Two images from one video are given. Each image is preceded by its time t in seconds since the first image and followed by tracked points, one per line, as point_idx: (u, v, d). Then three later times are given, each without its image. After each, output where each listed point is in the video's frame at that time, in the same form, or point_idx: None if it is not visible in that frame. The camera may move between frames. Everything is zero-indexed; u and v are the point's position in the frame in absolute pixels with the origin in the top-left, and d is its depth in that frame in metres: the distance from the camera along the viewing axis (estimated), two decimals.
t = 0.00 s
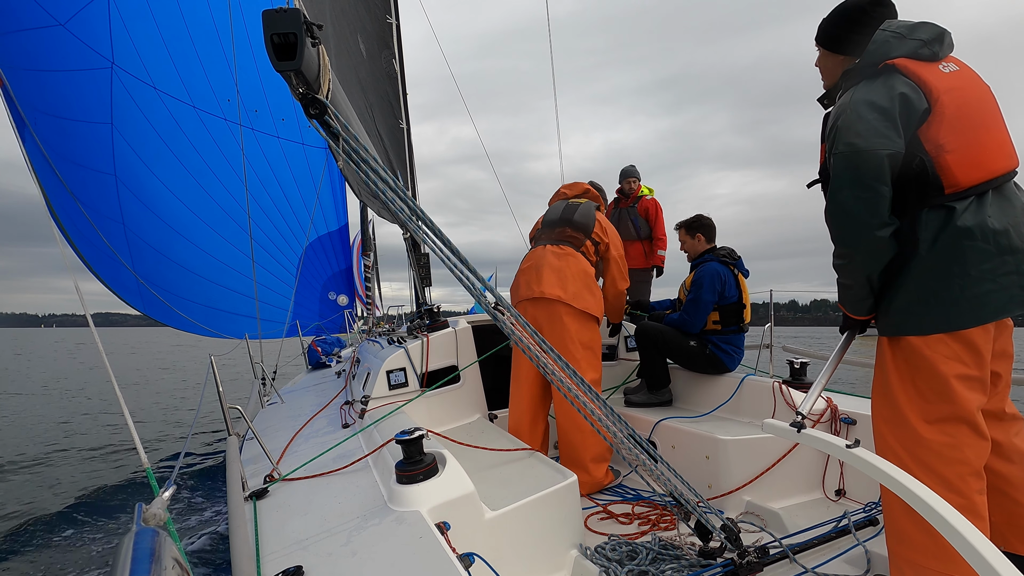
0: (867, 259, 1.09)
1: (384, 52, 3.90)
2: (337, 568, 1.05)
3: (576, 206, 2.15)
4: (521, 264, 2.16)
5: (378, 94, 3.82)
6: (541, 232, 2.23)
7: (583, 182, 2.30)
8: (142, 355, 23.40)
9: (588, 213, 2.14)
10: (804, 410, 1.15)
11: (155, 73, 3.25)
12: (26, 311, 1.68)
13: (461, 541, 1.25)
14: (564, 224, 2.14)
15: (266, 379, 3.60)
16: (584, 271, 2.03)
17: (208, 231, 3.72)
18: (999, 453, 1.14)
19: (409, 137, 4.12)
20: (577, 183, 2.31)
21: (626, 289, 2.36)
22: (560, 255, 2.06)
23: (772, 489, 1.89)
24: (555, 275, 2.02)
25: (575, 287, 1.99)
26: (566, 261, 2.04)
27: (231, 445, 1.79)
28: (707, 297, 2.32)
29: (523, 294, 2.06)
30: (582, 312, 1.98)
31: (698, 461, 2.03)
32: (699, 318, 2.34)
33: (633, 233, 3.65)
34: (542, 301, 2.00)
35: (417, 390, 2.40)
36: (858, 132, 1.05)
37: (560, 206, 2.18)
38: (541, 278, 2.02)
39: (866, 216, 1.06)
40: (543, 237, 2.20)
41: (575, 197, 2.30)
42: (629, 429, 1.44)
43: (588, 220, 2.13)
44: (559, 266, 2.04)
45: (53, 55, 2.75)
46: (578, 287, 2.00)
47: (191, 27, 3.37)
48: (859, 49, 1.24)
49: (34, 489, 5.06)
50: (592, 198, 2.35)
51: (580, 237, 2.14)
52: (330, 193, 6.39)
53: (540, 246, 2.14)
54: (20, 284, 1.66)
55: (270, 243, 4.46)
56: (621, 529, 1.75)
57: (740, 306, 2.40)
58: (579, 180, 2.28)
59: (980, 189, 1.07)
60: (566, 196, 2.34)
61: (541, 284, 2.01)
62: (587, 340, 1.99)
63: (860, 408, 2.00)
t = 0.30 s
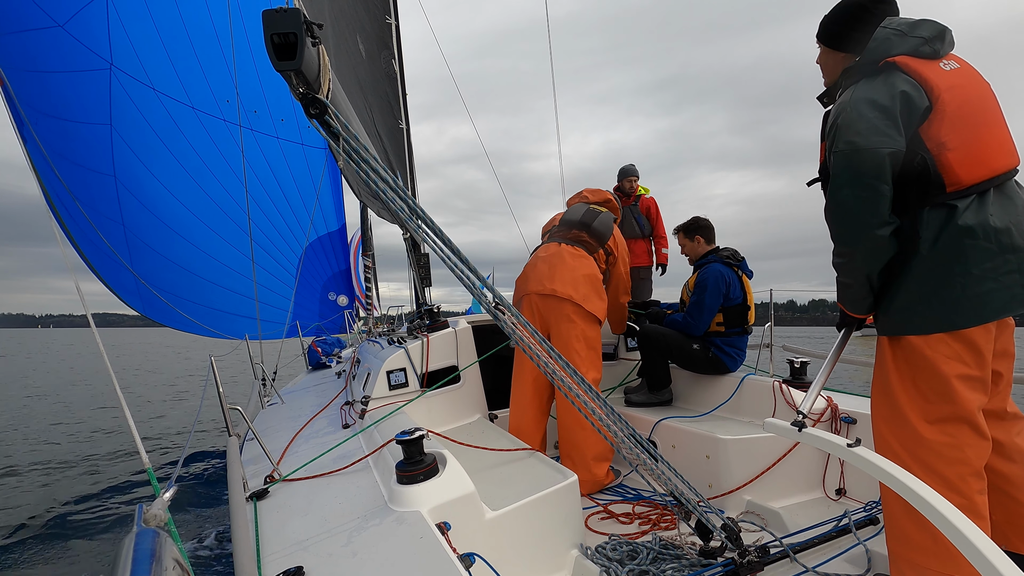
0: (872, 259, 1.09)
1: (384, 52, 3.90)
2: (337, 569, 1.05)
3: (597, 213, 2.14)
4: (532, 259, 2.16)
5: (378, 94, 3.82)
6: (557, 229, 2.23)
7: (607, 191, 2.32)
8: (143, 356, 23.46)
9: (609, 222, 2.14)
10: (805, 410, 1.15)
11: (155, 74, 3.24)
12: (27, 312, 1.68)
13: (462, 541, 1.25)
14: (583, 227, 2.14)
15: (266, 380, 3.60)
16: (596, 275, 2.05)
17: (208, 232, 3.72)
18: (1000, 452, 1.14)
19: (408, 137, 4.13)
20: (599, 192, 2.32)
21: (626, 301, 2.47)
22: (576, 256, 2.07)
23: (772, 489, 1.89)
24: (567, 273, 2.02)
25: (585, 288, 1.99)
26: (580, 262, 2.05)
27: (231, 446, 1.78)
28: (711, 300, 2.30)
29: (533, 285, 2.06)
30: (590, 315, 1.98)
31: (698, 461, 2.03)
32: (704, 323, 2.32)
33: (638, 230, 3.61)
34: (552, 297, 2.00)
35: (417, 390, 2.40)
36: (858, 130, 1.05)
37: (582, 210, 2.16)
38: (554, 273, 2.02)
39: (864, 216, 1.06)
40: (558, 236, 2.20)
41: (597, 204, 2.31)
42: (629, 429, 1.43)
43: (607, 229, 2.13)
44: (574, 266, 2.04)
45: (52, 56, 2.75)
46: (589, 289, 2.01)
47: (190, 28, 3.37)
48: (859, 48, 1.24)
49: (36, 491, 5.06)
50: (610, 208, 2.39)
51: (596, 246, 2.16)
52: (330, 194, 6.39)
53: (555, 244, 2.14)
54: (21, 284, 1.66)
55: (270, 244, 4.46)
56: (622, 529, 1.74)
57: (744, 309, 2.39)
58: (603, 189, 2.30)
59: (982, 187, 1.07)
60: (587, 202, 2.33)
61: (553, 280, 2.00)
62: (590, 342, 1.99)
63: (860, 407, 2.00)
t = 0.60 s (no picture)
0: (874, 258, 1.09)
1: (382, 53, 3.90)
2: (338, 569, 1.05)
3: (599, 213, 2.18)
4: (536, 258, 2.16)
5: (377, 95, 3.82)
6: (560, 229, 2.24)
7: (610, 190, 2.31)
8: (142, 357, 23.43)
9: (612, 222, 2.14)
10: (803, 409, 1.15)
11: (153, 75, 3.24)
12: (26, 313, 1.68)
13: (463, 541, 1.25)
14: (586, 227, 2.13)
15: (267, 381, 3.60)
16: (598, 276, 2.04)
17: (208, 233, 3.73)
18: (1000, 450, 1.14)
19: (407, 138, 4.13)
20: (603, 191, 2.32)
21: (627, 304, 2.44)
22: (578, 255, 2.06)
23: (773, 488, 1.89)
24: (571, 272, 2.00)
25: (587, 288, 1.99)
26: (584, 262, 2.04)
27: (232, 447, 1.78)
28: (712, 301, 2.30)
29: (534, 284, 2.05)
30: (593, 314, 1.98)
31: (699, 460, 2.03)
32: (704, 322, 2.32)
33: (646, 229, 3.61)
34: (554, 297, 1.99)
35: (418, 390, 2.40)
36: (863, 125, 1.05)
37: (585, 209, 2.19)
38: (557, 272, 2.01)
39: (867, 212, 1.06)
40: (562, 235, 2.20)
41: (600, 203, 2.31)
42: (630, 429, 1.44)
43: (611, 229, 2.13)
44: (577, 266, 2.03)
45: (51, 58, 2.75)
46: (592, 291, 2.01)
47: (189, 30, 3.37)
48: (860, 46, 1.24)
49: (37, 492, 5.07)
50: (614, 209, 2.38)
51: (598, 246, 2.19)
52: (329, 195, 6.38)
53: (558, 243, 2.14)
54: (20, 286, 1.66)
55: (269, 245, 4.46)
56: (623, 528, 1.75)
57: (747, 310, 2.40)
58: (607, 189, 2.29)
59: (983, 185, 1.07)
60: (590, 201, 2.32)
61: (556, 279, 2.00)
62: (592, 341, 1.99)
63: (860, 405, 2.00)
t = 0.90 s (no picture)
0: (876, 259, 1.08)
1: (381, 53, 3.90)
2: (339, 569, 1.05)
3: (595, 211, 2.14)
4: (532, 259, 2.17)
5: (376, 96, 3.82)
6: (556, 229, 2.22)
7: (603, 187, 2.31)
8: (142, 358, 23.43)
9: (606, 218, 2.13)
10: (804, 409, 1.15)
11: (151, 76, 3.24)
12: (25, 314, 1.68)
13: (464, 541, 1.25)
14: (580, 225, 2.13)
15: (266, 382, 3.60)
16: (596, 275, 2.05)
17: (207, 235, 3.73)
18: (1000, 449, 1.14)
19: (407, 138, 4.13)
20: (598, 187, 2.32)
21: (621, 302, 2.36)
22: (575, 254, 2.07)
23: (774, 487, 1.88)
24: (567, 273, 2.02)
25: (585, 287, 1.99)
26: (580, 261, 2.05)
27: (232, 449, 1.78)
28: (714, 299, 2.30)
29: (531, 287, 2.06)
30: (592, 314, 1.98)
31: (700, 459, 2.03)
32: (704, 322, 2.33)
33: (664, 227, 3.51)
34: (552, 298, 1.99)
35: (418, 390, 2.40)
36: (870, 121, 1.06)
37: (579, 208, 2.16)
38: (554, 273, 2.02)
39: (874, 207, 1.05)
40: (558, 234, 2.19)
41: (595, 200, 2.31)
42: (631, 428, 1.44)
43: (605, 225, 2.12)
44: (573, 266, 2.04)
45: (49, 60, 2.75)
46: (590, 290, 2.00)
47: (186, 31, 3.37)
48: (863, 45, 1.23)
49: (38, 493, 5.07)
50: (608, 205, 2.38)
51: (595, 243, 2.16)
52: (330, 196, 6.38)
53: (555, 244, 2.15)
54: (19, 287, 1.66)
55: (269, 246, 4.46)
56: (624, 528, 1.75)
57: (748, 309, 2.40)
58: (600, 185, 2.29)
59: (986, 183, 1.07)
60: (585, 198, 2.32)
61: (553, 280, 2.00)
62: (591, 341, 1.99)
63: (860, 405, 2.00)
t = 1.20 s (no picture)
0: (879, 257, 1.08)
1: (380, 53, 3.90)
2: (339, 570, 1.05)
3: (577, 207, 2.13)
4: (520, 262, 2.17)
5: (376, 96, 3.82)
6: (541, 230, 2.23)
7: (584, 181, 2.28)
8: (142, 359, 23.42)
9: (588, 213, 2.12)
10: (804, 408, 1.15)
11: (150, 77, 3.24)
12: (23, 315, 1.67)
13: (464, 541, 1.25)
14: (563, 223, 2.13)
15: (266, 382, 3.60)
16: (585, 272, 2.04)
17: (207, 235, 3.73)
18: (998, 449, 1.14)
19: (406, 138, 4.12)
20: (578, 182, 2.30)
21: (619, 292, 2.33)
22: (561, 255, 2.06)
23: (774, 486, 1.88)
24: (556, 275, 2.01)
25: (574, 287, 1.99)
26: (566, 261, 2.04)
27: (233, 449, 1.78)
28: (715, 292, 2.30)
29: (521, 292, 2.07)
30: (582, 312, 1.98)
31: (700, 458, 2.04)
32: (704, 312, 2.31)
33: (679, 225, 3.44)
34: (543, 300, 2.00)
35: (418, 390, 2.39)
36: (884, 114, 1.05)
37: (562, 206, 2.16)
38: (542, 276, 2.03)
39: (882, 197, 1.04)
40: (543, 235, 2.19)
41: (577, 196, 2.29)
42: (631, 428, 1.44)
43: (588, 221, 2.11)
44: (560, 266, 2.04)
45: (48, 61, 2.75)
46: (579, 288, 2.00)
47: (185, 31, 3.36)
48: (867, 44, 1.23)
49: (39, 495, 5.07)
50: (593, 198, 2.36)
51: (581, 238, 2.14)
52: (329, 196, 6.37)
53: (541, 246, 2.15)
54: (18, 288, 1.65)
55: (269, 246, 4.46)
56: (624, 528, 1.74)
57: (751, 306, 2.40)
58: (581, 180, 2.27)
59: (990, 183, 1.07)
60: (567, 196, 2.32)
61: (541, 283, 2.01)
62: (584, 341, 1.99)
63: (860, 404, 2.00)
